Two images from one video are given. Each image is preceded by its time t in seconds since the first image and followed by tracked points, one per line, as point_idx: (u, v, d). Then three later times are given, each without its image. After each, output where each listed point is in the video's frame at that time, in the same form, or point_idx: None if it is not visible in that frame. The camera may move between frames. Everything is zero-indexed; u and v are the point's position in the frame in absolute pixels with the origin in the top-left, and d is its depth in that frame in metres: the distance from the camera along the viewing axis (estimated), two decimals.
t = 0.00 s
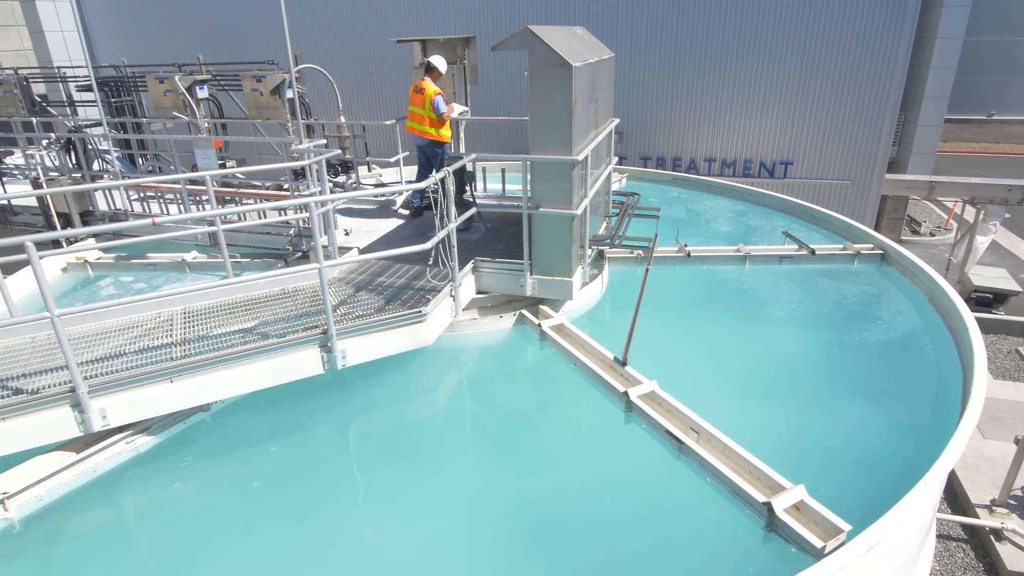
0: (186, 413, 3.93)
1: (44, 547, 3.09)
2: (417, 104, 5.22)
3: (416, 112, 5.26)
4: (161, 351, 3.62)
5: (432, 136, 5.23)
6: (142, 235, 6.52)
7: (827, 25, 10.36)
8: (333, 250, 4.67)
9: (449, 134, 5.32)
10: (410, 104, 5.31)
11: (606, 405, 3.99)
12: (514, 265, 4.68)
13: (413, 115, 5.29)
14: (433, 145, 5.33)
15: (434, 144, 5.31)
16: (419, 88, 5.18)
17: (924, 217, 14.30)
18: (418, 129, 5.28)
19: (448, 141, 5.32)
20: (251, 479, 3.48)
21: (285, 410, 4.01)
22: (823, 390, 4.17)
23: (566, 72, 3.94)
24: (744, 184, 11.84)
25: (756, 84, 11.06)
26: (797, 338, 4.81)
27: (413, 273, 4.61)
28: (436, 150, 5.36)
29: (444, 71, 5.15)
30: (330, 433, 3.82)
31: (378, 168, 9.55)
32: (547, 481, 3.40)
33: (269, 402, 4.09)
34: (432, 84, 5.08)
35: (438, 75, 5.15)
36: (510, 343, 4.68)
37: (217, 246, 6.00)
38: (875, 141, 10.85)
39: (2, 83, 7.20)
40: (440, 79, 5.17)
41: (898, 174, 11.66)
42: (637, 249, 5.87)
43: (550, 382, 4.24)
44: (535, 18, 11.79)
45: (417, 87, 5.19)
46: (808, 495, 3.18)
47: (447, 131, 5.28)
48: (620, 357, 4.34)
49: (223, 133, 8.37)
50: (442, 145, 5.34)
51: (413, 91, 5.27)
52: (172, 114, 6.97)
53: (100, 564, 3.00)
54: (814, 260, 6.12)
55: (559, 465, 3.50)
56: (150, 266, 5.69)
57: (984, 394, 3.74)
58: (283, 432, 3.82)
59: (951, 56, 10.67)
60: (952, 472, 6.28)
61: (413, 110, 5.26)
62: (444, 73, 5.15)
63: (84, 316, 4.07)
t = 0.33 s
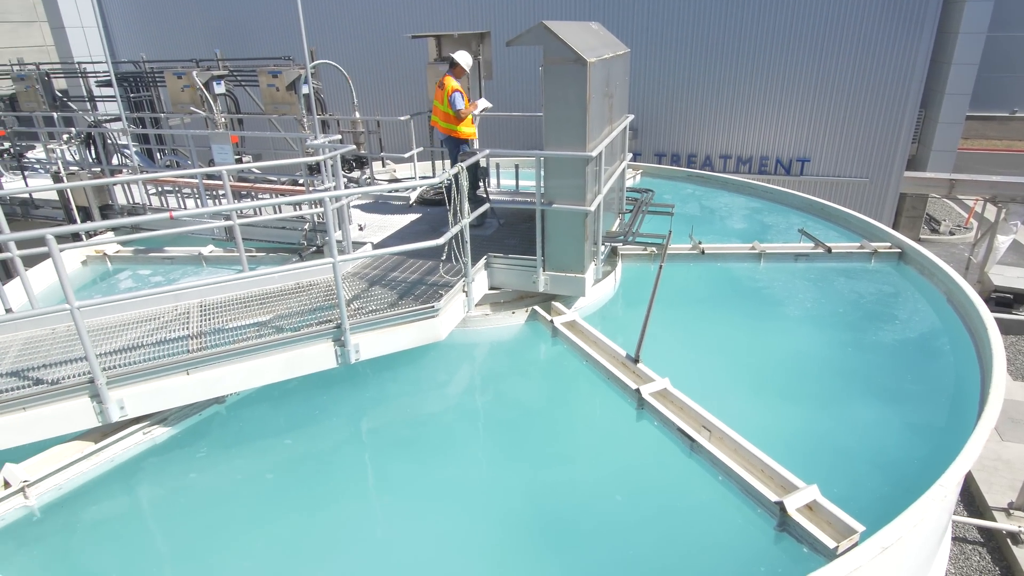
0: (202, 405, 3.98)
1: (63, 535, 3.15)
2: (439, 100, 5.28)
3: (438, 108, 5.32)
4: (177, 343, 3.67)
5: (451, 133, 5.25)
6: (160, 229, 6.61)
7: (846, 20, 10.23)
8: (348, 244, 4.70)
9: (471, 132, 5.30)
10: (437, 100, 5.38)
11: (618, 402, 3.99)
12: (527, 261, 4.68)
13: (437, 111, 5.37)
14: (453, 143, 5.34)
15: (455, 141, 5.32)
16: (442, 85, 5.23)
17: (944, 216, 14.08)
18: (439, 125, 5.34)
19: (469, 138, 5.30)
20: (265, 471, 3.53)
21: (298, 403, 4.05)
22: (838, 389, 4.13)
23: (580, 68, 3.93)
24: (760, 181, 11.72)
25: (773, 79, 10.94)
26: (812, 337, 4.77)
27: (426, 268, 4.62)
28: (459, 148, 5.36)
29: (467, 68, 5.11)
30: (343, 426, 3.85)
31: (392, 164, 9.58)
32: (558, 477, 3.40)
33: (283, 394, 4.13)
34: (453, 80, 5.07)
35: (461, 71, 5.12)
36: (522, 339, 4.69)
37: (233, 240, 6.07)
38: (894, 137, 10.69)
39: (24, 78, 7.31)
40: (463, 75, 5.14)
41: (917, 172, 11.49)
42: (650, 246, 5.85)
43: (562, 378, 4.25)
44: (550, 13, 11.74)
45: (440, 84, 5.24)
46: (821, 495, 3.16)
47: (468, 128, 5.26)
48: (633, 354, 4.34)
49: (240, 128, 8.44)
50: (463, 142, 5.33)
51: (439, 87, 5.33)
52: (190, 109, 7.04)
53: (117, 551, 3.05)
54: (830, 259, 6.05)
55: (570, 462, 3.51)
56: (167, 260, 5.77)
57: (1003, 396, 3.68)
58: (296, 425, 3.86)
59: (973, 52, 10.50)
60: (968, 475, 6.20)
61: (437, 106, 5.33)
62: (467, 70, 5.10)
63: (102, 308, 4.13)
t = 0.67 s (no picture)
0: (215, 398, 4.02)
1: (79, 523, 3.20)
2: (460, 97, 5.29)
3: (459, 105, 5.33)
4: (192, 336, 3.71)
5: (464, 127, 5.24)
6: (175, 224, 6.68)
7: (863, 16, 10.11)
8: (360, 240, 4.72)
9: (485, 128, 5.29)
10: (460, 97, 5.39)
11: (628, 399, 3.98)
12: (538, 258, 4.67)
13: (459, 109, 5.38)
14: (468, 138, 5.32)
15: (469, 136, 5.31)
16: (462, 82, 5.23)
17: (960, 215, 13.90)
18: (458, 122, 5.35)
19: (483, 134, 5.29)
20: (277, 464, 3.56)
21: (310, 397, 4.08)
22: (851, 389, 4.10)
23: (593, 64, 3.91)
24: (774, 179, 11.62)
25: (788, 76, 10.83)
26: (824, 337, 4.73)
27: (438, 264, 4.63)
28: (475, 144, 5.33)
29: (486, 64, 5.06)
30: (354, 420, 3.88)
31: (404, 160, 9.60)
32: (567, 474, 3.40)
33: (295, 388, 4.16)
34: (470, 75, 5.05)
35: (480, 66, 5.09)
36: (533, 335, 4.70)
37: (247, 235, 6.12)
38: (911, 134, 10.57)
39: (43, 73, 7.40)
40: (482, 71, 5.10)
41: (934, 170, 11.33)
42: (662, 243, 5.83)
43: (572, 375, 4.25)
44: (563, 9, 11.70)
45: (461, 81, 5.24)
46: (833, 496, 3.14)
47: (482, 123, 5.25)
48: (643, 351, 4.33)
49: (254, 124, 8.50)
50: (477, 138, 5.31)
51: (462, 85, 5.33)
52: (205, 104, 7.10)
53: (132, 540, 3.10)
54: (845, 258, 5.99)
55: (580, 459, 3.51)
56: (182, 254, 5.82)
57: (1019, 398, 3.64)
58: (308, 419, 3.89)
59: (993, 48, 10.33)
60: (983, 477, 6.12)
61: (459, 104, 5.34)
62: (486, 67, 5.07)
63: (118, 301, 4.18)
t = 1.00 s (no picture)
0: (225, 391, 4.05)
1: (91, 514, 3.24)
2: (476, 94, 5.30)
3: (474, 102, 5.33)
4: (203, 330, 3.74)
5: (477, 123, 5.21)
6: (186, 218, 6.73)
7: (877, 13, 10.02)
8: (369, 236, 4.74)
9: (499, 124, 5.23)
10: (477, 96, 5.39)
11: (636, 398, 3.98)
12: (547, 255, 4.67)
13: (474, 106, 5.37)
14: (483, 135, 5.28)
15: (483, 132, 5.27)
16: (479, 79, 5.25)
17: (974, 216, 13.76)
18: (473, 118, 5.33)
19: (496, 131, 5.23)
20: (286, 457, 3.59)
21: (318, 391, 4.10)
22: (860, 390, 4.07)
23: (603, 61, 3.91)
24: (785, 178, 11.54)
25: (800, 74, 10.75)
26: (834, 336, 4.70)
27: (446, 260, 4.65)
28: (487, 139, 5.29)
29: (503, 61, 5.10)
30: (362, 415, 3.90)
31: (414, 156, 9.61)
32: (574, 472, 3.41)
33: (304, 383, 4.19)
34: (486, 71, 5.06)
35: (497, 64, 5.14)
36: (541, 333, 4.70)
37: (257, 230, 6.16)
38: (924, 134, 10.47)
39: (57, 68, 7.47)
40: (499, 68, 5.13)
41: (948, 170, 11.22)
42: (671, 241, 5.81)
43: (579, 372, 4.25)
44: (574, 5, 11.66)
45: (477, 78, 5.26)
46: (841, 496, 3.12)
47: (496, 120, 5.20)
48: (652, 350, 4.32)
49: (265, 119, 8.53)
50: (491, 134, 5.26)
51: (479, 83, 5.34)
52: (216, 100, 7.14)
53: (142, 531, 3.13)
54: (856, 258, 5.95)
55: (587, 456, 3.51)
56: (193, 249, 5.87)
57: None
58: (316, 413, 3.91)
59: (1009, 47, 10.22)
60: (994, 481, 6.07)
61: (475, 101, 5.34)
62: (503, 64, 5.11)
63: (130, 294, 4.22)
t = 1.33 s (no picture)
0: (232, 386, 4.08)
1: (99, 505, 3.26)
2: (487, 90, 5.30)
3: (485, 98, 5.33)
4: (211, 324, 3.76)
5: (487, 118, 5.21)
6: (194, 213, 6.76)
7: (888, 12, 9.95)
8: (376, 232, 4.74)
9: (509, 120, 5.21)
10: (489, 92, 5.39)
11: (642, 396, 3.98)
12: (554, 253, 4.67)
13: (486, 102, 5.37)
14: (494, 131, 5.28)
15: (494, 128, 5.27)
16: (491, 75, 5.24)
17: (984, 217, 13.65)
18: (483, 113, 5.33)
19: (506, 127, 5.21)
20: (292, 452, 3.60)
21: (324, 387, 4.12)
22: (867, 391, 4.05)
23: (612, 59, 3.90)
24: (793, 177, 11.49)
25: (810, 73, 10.69)
26: (842, 337, 4.68)
27: (453, 257, 4.65)
28: (498, 136, 5.30)
29: (515, 58, 5.07)
30: (368, 411, 3.90)
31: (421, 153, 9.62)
32: (579, 469, 3.41)
33: (310, 378, 4.21)
34: (498, 67, 5.05)
35: (510, 61, 5.11)
36: (547, 330, 4.70)
37: (265, 225, 6.18)
38: (934, 134, 10.41)
39: (68, 63, 7.51)
40: (512, 66, 5.11)
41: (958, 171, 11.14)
42: (678, 240, 5.80)
43: (585, 370, 4.25)
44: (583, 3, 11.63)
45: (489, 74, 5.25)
46: (848, 498, 3.11)
47: (506, 116, 5.18)
48: (658, 349, 4.32)
49: (273, 115, 8.55)
50: (501, 130, 5.25)
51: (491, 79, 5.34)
52: (225, 95, 7.16)
53: (149, 523, 3.15)
54: (864, 258, 5.92)
55: (592, 454, 3.51)
56: (201, 243, 5.90)
57: None
58: (322, 409, 3.93)
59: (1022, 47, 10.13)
60: (1002, 484, 6.03)
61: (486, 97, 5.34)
62: (516, 61, 5.08)
63: (139, 288, 4.24)
